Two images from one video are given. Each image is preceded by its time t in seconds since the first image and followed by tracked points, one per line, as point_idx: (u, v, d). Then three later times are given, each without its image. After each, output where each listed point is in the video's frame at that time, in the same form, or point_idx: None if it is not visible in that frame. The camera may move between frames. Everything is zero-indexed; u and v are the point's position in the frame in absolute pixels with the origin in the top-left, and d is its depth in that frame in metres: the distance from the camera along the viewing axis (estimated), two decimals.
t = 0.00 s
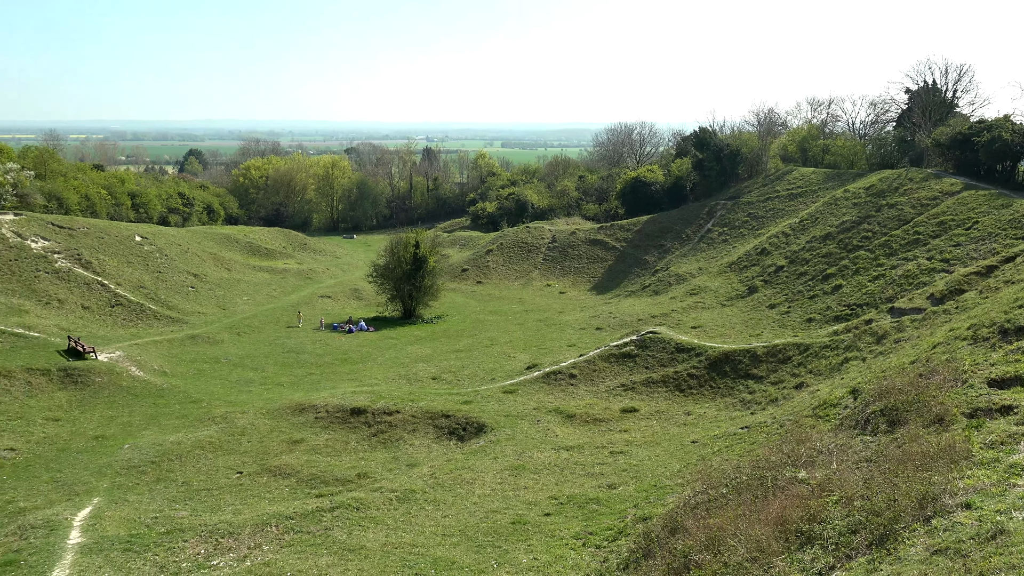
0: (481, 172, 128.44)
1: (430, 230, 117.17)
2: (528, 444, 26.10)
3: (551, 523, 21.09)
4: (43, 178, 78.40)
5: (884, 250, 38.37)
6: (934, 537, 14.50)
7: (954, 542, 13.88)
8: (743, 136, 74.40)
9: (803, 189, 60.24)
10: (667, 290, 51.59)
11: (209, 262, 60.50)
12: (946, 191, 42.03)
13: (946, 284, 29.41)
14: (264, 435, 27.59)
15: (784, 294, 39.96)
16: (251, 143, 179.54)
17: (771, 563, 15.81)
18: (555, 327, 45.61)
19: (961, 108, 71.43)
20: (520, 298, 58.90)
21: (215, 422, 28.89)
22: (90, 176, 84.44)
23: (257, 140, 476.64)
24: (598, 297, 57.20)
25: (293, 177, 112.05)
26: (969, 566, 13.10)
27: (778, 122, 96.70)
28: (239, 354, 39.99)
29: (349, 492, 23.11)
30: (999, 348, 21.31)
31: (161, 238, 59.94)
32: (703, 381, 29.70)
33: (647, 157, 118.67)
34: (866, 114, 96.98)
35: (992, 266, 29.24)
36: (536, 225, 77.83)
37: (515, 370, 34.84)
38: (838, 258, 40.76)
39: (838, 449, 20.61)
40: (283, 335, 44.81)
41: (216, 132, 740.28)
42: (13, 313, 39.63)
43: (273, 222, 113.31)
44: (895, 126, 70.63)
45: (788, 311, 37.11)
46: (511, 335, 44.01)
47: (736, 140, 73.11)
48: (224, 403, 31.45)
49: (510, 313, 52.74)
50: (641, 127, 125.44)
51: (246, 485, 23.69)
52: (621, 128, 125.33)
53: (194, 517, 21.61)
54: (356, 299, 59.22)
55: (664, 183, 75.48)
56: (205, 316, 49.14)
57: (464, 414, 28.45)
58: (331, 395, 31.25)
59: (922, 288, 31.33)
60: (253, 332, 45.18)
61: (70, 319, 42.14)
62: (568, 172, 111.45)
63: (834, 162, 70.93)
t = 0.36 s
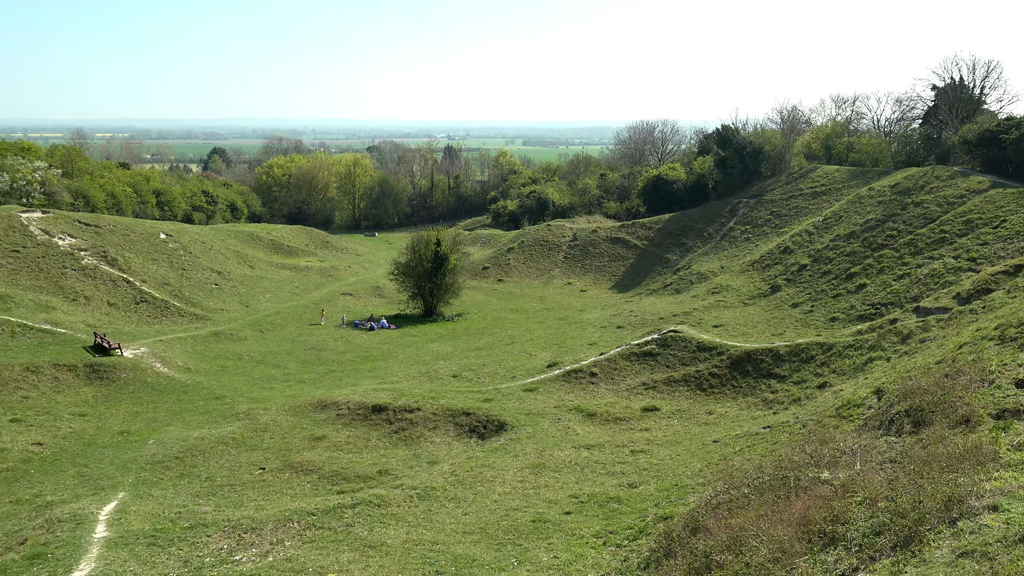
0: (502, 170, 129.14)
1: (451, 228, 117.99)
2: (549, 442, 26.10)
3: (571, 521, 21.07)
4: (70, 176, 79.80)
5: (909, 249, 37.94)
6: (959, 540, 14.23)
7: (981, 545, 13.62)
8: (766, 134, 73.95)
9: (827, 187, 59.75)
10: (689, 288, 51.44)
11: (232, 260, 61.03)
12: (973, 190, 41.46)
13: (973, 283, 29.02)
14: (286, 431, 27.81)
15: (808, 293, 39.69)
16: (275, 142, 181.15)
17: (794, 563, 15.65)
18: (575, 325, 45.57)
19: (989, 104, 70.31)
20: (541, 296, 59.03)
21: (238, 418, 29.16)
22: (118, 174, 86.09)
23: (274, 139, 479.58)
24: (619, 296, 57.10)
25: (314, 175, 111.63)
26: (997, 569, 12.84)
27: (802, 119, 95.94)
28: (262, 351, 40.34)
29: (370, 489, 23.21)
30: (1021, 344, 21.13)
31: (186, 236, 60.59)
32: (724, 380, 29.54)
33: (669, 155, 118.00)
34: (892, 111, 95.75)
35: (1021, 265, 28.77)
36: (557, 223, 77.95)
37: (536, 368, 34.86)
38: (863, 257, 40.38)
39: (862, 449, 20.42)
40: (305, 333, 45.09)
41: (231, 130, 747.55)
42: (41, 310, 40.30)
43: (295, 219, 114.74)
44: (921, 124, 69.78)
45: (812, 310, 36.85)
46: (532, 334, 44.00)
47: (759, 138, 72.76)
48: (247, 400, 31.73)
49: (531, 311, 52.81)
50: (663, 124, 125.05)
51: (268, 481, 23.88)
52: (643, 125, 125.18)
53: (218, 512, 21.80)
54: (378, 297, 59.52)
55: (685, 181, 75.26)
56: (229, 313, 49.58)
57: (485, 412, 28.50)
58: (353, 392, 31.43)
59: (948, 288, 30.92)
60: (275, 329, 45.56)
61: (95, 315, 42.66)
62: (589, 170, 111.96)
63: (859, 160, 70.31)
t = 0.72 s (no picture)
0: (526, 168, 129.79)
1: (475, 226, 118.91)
2: (573, 441, 26.06)
3: (594, 521, 21.00)
4: (100, 175, 81.28)
5: (938, 248, 37.40)
6: (990, 544, 13.76)
7: (1013, 550, 13.13)
8: (793, 132, 73.31)
9: (854, 186, 59.08)
10: (715, 287, 51.25)
11: (258, 257, 61.63)
12: (1005, 188, 40.76)
13: (1004, 283, 28.52)
14: (311, 428, 28.04)
15: (835, 293, 39.35)
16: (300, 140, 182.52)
17: (820, 565, 15.39)
18: (600, 324, 45.51)
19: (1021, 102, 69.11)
20: (565, 295, 59.14)
21: (263, 414, 29.46)
22: (147, 172, 87.57)
23: (292, 137, 482.93)
24: (643, 294, 56.99)
25: (340, 173, 112.81)
26: None
27: (829, 117, 95.13)
28: (287, 348, 40.70)
29: (394, 486, 23.30)
30: None
31: (213, 233, 61.34)
32: (749, 380, 29.39)
33: (694, 154, 118.28)
34: (922, 109, 94.43)
35: None
36: (582, 221, 77.87)
37: (559, 367, 34.87)
38: (891, 257, 39.92)
39: (890, 452, 20.09)
40: (330, 330, 45.43)
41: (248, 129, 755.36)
42: (72, 306, 41.01)
43: (320, 218, 115.58)
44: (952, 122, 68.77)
45: (839, 310, 36.53)
46: (555, 332, 43.96)
47: (785, 136, 72.15)
48: (272, 396, 32.04)
49: (555, 310, 52.82)
50: (688, 123, 124.61)
51: (294, 477, 24.04)
52: (668, 124, 124.93)
53: (244, 507, 21.99)
54: (402, 295, 59.84)
55: (711, 180, 74.81)
56: (256, 310, 49.99)
57: (508, 410, 28.52)
58: (377, 389, 31.64)
59: (979, 288, 30.39)
60: (301, 326, 45.97)
61: (125, 311, 43.26)
62: (612, 169, 112.99)
63: (888, 159, 69.59)
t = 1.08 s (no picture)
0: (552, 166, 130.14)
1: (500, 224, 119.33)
2: (597, 440, 26.03)
3: (618, 520, 20.94)
4: (131, 171, 82.65)
5: (971, 250, 36.80)
6: (1023, 551, 13.40)
7: None
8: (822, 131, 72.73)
9: (884, 186, 58.41)
10: (741, 287, 51.07)
11: (286, 254, 62.23)
12: None
13: None
14: (336, 424, 28.27)
15: (863, 294, 38.97)
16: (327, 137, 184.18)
17: (847, 569, 15.16)
18: (624, 323, 45.46)
19: None
20: (590, 293, 59.12)
21: (290, 409, 29.78)
22: (177, 169, 88.96)
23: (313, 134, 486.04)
24: (669, 293, 56.91)
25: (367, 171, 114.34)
26: None
27: (859, 116, 94.07)
28: (313, 344, 41.09)
29: (419, 482, 23.41)
30: None
31: (241, 229, 62.01)
32: (775, 381, 29.18)
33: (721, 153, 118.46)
34: (956, 108, 92.87)
35: None
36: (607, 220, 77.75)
37: (584, 366, 34.84)
38: (922, 258, 39.40)
39: (919, 455, 19.75)
40: (356, 326, 45.75)
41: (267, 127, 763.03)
42: (103, 300, 41.69)
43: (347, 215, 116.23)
44: (985, 121, 67.60)
45: (867, 311, 36.18)
46: (580, 331, 43.93)
47: (814, 135, 71.71)
48: (299, 391, 32.36)
49: (580, 308, 52.84)
50: (716, 121, 123.94)
51: (319, 472, 24.23)
52: (695, 122, 124.53)
53: (270, 501, 22.20)
54: (427, 292, 60.08)
55: (738, 179, 74.73)
56: (283, 306, 50.43)
57: (532, 408, 28.54)
58: (402, 386, 31.85)
59: (1013, 290, 29.76)
60: (327, 322, 46.37)
61: (154, 306, 43.86)
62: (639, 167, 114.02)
63: (919, 158, 68.78)
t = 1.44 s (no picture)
0: (576, 165, 129.83)
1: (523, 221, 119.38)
2: (619, 439, 25.97)
3: (640, 520, 20.87)
4: (161, 167, 83.79)
5: (1003, 251, 36.14)
6: None
7: None
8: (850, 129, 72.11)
9: (913, 186, 57.70)
10: (766, 287, 50.85)
11: (311, 250, 62.74)
12: None
13: None
14: (359, 420, 28.45)
15: (890, 295, 38.56)
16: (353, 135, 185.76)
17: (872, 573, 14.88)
18: (648, 322, 45.38)
19: None
20: (613, 292, 59.06)
21: (314, 405, 30.05)
22: (204, 167, 90.18)
23: (331, 133, 489.72)
24: (693, 293, 56.93)
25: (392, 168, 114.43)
26: None
27: (888, 114, 92.86)
28: (337, 340, 41.41)
29: (441, 479, 23.50)
30: None
31: (267, 226, 62.62)
32: (801, 382, 28.95)
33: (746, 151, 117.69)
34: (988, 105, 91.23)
35: None
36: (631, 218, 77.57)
37: (607, 365, 34.75)
38: (951, 259, 38.81)
39: (947, 459, 19.39)
40: (379, 323, 46.01)
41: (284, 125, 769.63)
42: (132, 295, 42.24)
43: (372, 211, 115.41)
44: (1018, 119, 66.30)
45: (895, 312, 35.78)
46: (603, 330, 43.84)
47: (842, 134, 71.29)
48: (323, 387, 32.66)
49: (603, 307, 52.78)
50: (741, 119, 122.99)
51: (342, 467, 24.41)
52: (721, 120, 123.84)
53: (294, 496, 22.38)
54: (451, 289, 60.28)
55: (765, 178, 74.73)
56: (308, 302, 50.81)
57: (555, 407, 28.54)
58: (425, 383, 32.02)
59: None
60: (351, 319, 46.69)
61: (182, 301, 44.37)
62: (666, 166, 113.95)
63: (949, 157, 67.85)
